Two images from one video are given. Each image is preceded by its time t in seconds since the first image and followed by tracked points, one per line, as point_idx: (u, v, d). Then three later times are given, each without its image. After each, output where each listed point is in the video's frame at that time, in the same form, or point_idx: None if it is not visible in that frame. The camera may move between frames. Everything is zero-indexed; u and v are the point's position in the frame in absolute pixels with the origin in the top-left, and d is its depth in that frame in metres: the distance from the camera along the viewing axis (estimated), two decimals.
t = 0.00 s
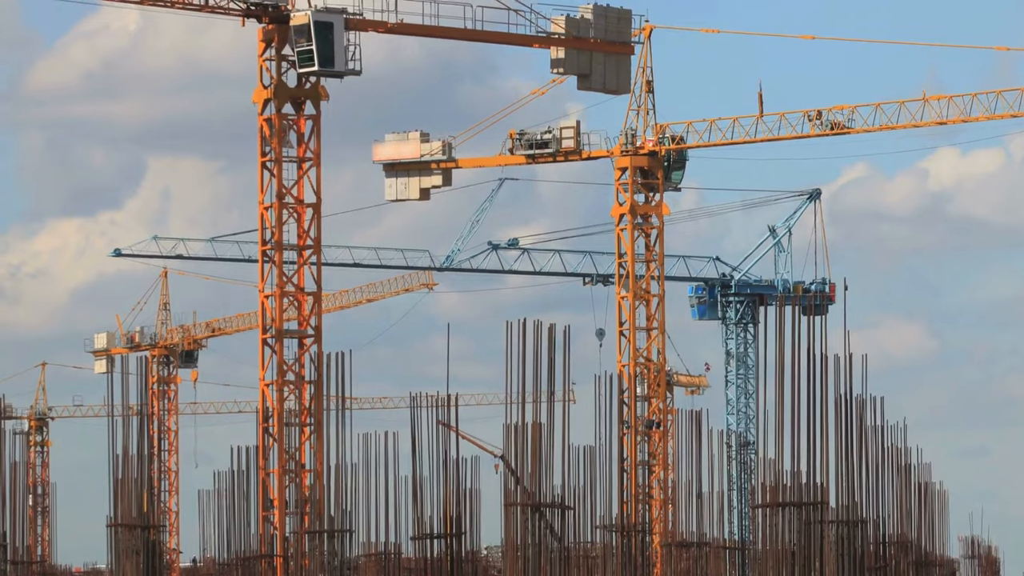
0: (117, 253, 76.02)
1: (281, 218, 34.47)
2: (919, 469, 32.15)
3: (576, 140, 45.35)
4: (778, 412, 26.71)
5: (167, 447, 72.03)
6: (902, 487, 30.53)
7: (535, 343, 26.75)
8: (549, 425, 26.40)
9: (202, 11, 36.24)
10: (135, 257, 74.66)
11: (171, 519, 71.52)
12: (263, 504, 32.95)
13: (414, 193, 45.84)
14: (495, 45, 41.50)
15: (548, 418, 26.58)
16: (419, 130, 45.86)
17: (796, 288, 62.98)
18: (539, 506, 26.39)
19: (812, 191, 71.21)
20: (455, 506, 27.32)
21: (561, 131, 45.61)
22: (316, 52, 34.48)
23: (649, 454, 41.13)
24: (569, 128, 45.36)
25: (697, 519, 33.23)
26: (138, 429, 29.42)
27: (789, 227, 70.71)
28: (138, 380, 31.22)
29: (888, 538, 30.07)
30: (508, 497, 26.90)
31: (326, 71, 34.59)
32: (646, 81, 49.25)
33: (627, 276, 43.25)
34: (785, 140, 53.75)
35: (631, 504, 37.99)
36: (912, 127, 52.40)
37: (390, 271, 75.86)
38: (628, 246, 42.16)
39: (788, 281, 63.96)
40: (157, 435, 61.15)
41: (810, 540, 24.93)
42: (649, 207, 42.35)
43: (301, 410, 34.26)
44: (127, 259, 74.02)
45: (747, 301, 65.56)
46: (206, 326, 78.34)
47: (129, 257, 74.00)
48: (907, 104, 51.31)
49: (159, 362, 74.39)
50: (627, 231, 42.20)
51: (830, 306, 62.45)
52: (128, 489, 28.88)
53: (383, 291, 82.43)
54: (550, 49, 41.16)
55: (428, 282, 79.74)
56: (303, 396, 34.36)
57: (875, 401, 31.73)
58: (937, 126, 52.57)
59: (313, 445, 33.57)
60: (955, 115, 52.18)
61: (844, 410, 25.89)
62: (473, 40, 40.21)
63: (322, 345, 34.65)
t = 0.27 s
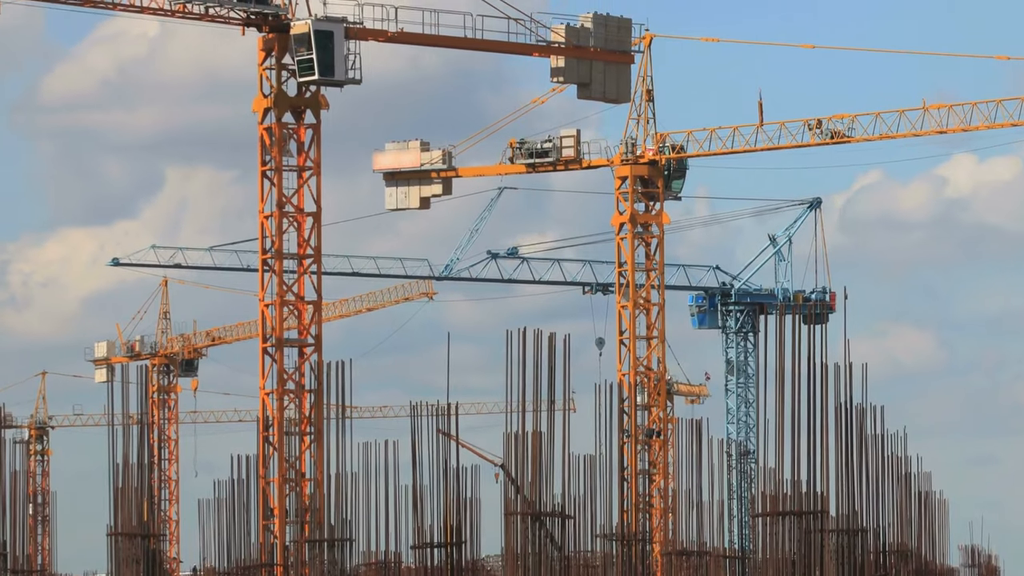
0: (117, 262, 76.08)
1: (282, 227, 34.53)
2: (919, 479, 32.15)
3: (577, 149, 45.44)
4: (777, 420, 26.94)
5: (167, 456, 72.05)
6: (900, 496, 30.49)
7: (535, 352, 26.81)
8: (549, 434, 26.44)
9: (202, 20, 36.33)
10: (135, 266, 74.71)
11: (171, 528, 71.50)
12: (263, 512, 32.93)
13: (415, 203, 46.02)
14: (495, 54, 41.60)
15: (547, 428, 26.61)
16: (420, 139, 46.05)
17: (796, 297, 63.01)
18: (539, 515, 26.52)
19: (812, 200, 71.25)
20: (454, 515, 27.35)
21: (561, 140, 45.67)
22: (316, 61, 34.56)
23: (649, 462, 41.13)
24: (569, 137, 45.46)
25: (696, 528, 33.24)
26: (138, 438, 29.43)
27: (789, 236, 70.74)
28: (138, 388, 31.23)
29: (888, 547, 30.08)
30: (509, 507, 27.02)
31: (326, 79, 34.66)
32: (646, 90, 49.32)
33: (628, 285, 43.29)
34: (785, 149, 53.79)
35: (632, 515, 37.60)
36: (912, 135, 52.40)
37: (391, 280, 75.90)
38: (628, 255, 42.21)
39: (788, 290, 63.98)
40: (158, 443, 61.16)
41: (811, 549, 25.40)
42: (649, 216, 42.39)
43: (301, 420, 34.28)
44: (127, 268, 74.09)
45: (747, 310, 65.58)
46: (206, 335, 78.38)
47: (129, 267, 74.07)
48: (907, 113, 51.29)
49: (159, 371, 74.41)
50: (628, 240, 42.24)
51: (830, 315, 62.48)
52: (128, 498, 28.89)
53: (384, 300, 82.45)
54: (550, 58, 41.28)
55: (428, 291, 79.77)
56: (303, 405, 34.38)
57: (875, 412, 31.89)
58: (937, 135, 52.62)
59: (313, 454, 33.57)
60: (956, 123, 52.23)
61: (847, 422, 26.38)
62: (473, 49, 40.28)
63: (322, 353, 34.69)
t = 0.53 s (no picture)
0: (116, 271, 76.12)
1: (281, 236, 34.56)
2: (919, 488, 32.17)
3: (576, 158, 45.47)
4: (778, 428, 26.98)
5: (166, 465, 72.07)
6: (900, 508, 30.52)
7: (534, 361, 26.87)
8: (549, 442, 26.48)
9: (202, 29, 36.38)
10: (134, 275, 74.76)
11: (170, 537, 71.48)
12: (262, 521, 32.89)
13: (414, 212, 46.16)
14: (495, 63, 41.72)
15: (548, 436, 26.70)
16: (419, 148, 46.16)
17: (795, 306, 63.04)
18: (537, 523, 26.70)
19: (811, 209, 71.29)
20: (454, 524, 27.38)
21: (561, 150, 45.72)
22: (316, 70, 34.61)
23: (648, 472, 41.09)
24: (568, 146, 45.51)
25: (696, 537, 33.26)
26: (137, 447, 29.43)
27: (788, 245, 70.78)
28: (137, 397, 31.23)
29: (887, 556, 30.10)
30: (508, 516, 27.24)
31: (325, 88, 34.70)
32: (645, 99, 49.38)
33: (627, 294, 43.30)
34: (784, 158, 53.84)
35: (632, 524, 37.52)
36: (912, 144, 52.39)
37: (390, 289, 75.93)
38: (627, 264, 42.25)
39: (788, 299, 64.01)
40: (157, 452, 61.17)
41: (811, 557, 25.94)
42: (648, 225, 42.43)
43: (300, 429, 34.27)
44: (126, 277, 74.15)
45: (746, 319, 65.59)
46: (205, 344, 78.39)
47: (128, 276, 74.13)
48: (906, 122, 51.32)
49: (159, 379, 74.42)
50: (627, 249, 42.28)
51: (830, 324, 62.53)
52: (127, 508, 28.89)
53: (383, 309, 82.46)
54: (549, 67, 41.31)
55: (427, 300, 79.80)
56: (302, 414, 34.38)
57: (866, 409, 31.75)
58: (936, 144, 52.67)
59: (312, 463, 33.53)
60: (955, 133, 52.28)
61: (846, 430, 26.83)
62: (472, 57, 40.32)
63: (321, 363, 34.70)
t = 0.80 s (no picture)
0: (115, 279, 76.16)
1: (280, 245, 34.60)
2: (918, 497, 32.22)
3: (575, 167, 45.52)
4: (778, 437, 27.06)
5: (165, 474, 72.09)
6: (898, 516, 30.49)
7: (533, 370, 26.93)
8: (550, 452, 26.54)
9: (201, 38, 36.44)
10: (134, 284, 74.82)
11: (169, 546, 71.49)
12: (261, 530, 32.86)
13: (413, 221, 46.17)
14: (494, 71, 41.68)
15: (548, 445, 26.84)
16: (418, 157, 45.93)
17: (794, 315, 63.07)
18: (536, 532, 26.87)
19: (811, 218, 71.34)
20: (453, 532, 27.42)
21: (560, 159, 45.78)
22: (315, 78, 34.67)
23: (647, 481, 41.05)
24: (567, 155, 45.56)
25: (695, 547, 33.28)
26: (137, 456, 29.43)
27: (788, 254, 70.81)
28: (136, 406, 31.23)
29: (886, 565, 30.16)
30: (507, 525, 27.39)
31: (324, 97, 34.76)
32: (645, 108, 49.45)
33: (626, 303, 43.33)
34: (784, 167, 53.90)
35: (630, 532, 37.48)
36: (912, 153, 52.44)
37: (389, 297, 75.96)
38: (626, 273, 42.29)
39: (787, 308, 64.04)
40: (155, 460, 61.20)
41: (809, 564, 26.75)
42: (647, 234, 42.49)
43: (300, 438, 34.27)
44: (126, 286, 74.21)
45: (745, 328, 65.62)
46: (205, 352, 78.43)
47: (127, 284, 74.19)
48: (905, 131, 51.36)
49: (158, 388, 74.43)
50: (626, 258, 42.32)
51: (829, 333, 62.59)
52: (126, 517, 28.88)
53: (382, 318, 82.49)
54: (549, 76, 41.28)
55: (426, 309, 79.82)
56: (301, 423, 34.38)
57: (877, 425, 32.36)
58: (935, 153, 52.74)
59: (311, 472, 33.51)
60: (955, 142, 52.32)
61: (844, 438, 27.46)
62: (471, 65, 40.37)
63: (320, 372, 34.72)
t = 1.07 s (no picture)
0: (115, 288, 76.20)
1: (280, 254, 34.65)
2: (918, 507, 32.26)
3: (575, 176, 45.58)
4: (778, 446, 27.19)
5: (165, 483, 72.09)
6: (899, 526, 30.46)
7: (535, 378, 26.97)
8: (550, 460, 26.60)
9: (201, 47, 36.52)
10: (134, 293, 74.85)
11: (169, 555, 71.49)
12: (261, 539, 32.85)
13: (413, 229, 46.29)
14: (494, 80, 41.73)
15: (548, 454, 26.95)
16: (418, 166, 46.24)
17: (795, 324, 63.12)
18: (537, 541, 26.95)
19: (811, 227, 71.42)
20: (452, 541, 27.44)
21: (560, 168, 45.81)
22: (315, 87, 34.74)
23: (648, 490, 41.02)
24: (567, 164, 45.62)
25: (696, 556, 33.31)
26: (137, 464, 29.44)
27: (788, 263, 70.87)
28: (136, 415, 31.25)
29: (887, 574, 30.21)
30: (508, 533, 27.53)
31: (324, 106, 34.82)
32: (644, 117, 49.53)
33: (626, 312, 43.36)
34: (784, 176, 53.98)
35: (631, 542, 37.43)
36: (912, 162, 52.52)
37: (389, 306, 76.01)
38: (626, 282, 42.33)
39: (787, 317, 64.08)
40: (156, 469, 61.21)
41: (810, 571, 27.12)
42: (647, 243, 42.54)
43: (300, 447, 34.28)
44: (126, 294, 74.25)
45: (745, 337, 65.65)
46: (205, 361, 78.44)
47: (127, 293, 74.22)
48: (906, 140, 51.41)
49: (158, 397, 74.45)
50: (626, 267, 42.36)
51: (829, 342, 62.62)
52: (126, 526, 28.90)
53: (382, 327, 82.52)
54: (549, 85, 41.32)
55: (426, 318, 79.87)
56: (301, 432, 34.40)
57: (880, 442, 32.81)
58: (935, 162, 52.83)
59: (311, 481, 33.50)
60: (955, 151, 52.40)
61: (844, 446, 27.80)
62: (471, 74, 40.43)
63: (321, 381, 34.75)
